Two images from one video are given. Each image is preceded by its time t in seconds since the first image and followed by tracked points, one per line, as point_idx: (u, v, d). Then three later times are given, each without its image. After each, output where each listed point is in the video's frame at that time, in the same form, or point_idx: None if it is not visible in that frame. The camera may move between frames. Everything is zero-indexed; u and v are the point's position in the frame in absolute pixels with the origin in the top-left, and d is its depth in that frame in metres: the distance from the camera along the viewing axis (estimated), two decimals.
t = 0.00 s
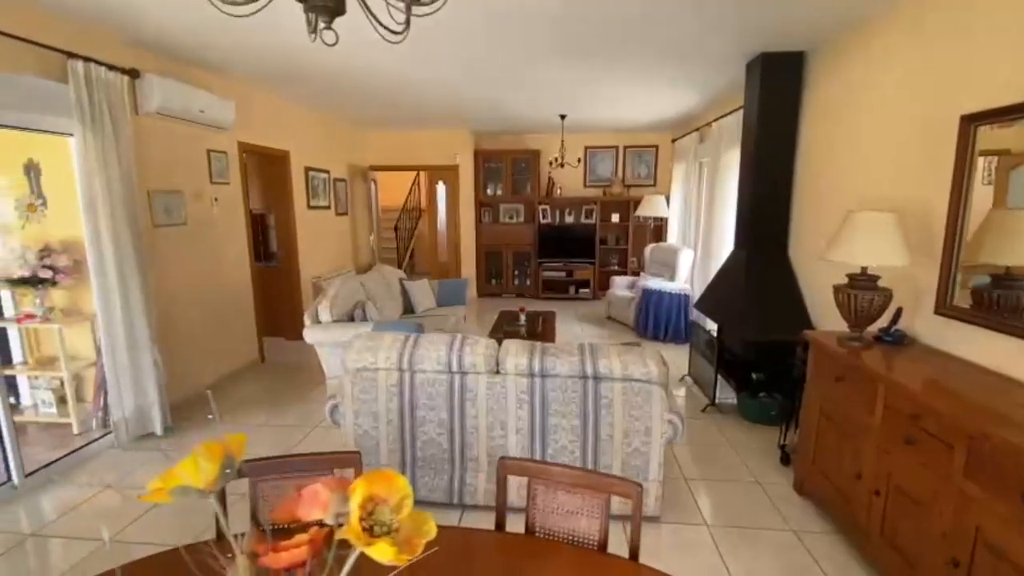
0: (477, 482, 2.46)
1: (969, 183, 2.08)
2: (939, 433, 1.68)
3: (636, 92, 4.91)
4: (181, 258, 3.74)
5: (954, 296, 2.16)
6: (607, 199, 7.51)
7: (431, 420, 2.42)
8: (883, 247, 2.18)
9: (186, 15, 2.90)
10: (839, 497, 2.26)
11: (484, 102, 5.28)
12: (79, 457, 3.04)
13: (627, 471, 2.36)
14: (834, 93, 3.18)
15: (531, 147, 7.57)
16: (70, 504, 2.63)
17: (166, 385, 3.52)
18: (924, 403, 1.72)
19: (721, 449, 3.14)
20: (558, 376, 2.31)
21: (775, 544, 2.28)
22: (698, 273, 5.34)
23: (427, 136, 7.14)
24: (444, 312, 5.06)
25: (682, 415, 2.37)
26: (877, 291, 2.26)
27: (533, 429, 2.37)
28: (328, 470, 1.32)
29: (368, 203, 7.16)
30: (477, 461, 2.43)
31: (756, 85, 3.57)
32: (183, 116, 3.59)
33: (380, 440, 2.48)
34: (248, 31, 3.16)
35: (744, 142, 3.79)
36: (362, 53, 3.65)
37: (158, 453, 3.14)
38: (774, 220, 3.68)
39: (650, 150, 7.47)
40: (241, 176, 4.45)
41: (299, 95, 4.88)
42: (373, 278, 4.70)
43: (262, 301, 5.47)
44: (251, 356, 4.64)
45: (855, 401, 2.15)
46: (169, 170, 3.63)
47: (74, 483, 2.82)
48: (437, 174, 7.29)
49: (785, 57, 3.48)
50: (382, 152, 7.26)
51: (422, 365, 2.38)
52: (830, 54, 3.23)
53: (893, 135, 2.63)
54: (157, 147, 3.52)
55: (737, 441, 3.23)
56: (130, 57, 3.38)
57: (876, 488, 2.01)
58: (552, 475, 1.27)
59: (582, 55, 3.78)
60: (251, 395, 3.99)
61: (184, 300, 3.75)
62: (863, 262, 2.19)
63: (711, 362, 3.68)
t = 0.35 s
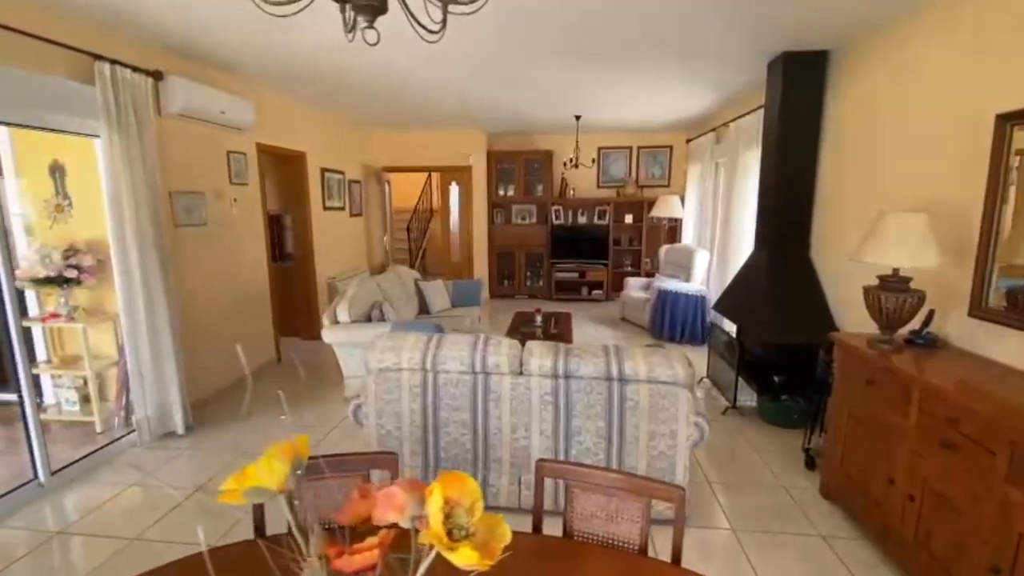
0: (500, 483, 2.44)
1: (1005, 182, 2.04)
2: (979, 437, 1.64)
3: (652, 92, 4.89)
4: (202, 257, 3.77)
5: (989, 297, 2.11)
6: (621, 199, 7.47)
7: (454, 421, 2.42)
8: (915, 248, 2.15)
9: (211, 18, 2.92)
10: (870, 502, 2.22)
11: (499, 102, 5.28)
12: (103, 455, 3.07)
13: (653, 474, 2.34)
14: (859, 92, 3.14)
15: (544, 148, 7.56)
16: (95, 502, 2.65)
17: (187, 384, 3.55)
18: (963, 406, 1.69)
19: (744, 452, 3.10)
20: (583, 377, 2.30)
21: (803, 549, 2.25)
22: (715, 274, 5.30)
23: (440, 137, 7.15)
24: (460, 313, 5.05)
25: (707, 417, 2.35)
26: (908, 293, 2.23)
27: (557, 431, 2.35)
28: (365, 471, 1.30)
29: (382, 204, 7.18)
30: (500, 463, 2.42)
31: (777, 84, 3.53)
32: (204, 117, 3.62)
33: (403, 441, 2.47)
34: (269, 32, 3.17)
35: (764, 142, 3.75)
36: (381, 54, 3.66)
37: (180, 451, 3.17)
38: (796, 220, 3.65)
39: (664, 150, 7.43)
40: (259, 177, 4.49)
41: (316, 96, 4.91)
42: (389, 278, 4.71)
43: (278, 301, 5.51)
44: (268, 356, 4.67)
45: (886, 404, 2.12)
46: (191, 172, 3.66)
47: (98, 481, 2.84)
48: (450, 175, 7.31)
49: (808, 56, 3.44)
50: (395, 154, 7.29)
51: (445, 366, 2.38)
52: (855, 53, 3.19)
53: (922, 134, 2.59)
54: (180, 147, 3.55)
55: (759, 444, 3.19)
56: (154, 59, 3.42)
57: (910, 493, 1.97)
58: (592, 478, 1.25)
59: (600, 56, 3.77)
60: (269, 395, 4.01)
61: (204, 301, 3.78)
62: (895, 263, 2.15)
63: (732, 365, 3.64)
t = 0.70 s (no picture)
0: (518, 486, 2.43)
1: None
2: (1013, 442, 1.61)
3: (666, 93, 4.86)
4: (217, 258, 3.78)
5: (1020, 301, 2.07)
6: (631, 200, 7.44)
7: (472, 423, 2.41)
8: (942, 250, 2.12)
9: (231, 20, 2.94)
10: (896, 508, 2.19)
11: (511, 104, 5.27)
12: (121, 454, 3.09)
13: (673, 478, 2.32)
14: (880, 92, 3.10)
15: (555, 149, 7.54)
16: (114, 502, 2.65)
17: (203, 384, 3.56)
18: (996, 411, 1.66)
19: (763, 456, 3.06)
20: (603, 380, 2.28)
21: (827, 555, 2.22)
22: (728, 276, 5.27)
23: (451, 139, 7.15)
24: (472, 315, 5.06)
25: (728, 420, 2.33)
26: (936, 296, 2.19)
27: (576, 434, 2.33)
28: (399, 474, 1.30)
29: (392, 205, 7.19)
30: (519, 466, 2.41)
31: (795, 84, 3.50)
32: (221, 120, 3.63)
33: (421, 443, 2.46)
34: (286, 34, 3.17)
35: (781, 143, 3.72)
36: (397, 56, 3.66)
37: (197, 452, 3.17)
38: (814, 222, 3.61)
39: (675, 150, 7.39)
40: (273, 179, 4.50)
41: (329, 98, 4.92)
42: (402, 279, 4.72)
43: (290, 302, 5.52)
44: (282, 357, 4.68)
45: (913, 408, 2.09)
46: (207, 173, 3.68)
47: (116, 481, 2.85)
48: (461, 177, 7.31)
49: (826, 56, 3.41)
50: (406, 155, 7.30)
51: (464, 367, 2.37)
52: (875, 52, 3.15)
53: (946, 135, 2.56)
54: (196, 149, 3.57)
55: (778, 448, 3.16)
56: (172, 61, 3.43)
57: (939, 499, 1.94)
58: (626, 484, 1.24)
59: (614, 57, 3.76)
60: (283, 395, 4.02)
61: (219, 303, 3.79)
62: (921, 266, 2.12)
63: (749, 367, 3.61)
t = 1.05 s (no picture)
0: (539, 489, 2.40)
1: None
2: None
3: (679, 93, 4.83)
4: (232, 259, 3.78)
5: None
6: (642, 201, 7.40)
7: (493, 424, 2.39)
8: (974, 251, 2.08)
9: (249, 20, 2.94)
10: (926, 514, 2.15)
11: (523, 104, 5.25)
12: (139, 455, 3.08)
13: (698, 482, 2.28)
14: (903, 91, 3.06)
15: (565, 150, 7.52)
16: (132, 503, 2.65)
17: (219, 385, 3.56)
18: None
19: (784, 459, 3.02)
20: (626, 382, 2.25)
21: (855, 560, 2.18)
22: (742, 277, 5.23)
23: (461, 140, 7.15)
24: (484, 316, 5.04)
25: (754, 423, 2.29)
26: (968, 297, 2.16)
27: (599, 437, 2.31)
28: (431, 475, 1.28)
29: (402, 206, 7.19)
30: (540, 468, 2.38)
31: (815, 83, 3.47)
32: (237, 121, 3.64)
33: (441, 445, 2.44)
34: (304, 34, 3.17)
35: (800, 143, 3.69)
36: (412, 56, 3.65)
37: (214, 453, 3.16)
38: (833, 224, 3.58)
39: (686, 151, 7.35)
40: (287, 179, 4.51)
41: (341, 99, 4.92)
42: (415, 280, 4.72)
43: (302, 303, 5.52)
44: (294, 357, 4.68)
45: (945, 411, 2.05)
46: (223, 174, 3.68)
47: (135, 481, 2.85)
48: (471, 178, 7.30)
49: (847, 55, 3.37)
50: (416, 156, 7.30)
51: (485, 368, 2.35)
52: (898, 51, 3.11)
53: (975, 133, 2.52)
54: (213, 150, 3.57)
55: (799, 451, 3.12)
56: (190, 62, 3.44)
57: (973, 505, 1.90)
58: (666, 488, 1.21)
59: (630, 57, 3.73)
60: (297, 396, 4.01)
61: (234, 302, 3.79)
62: (953, 267, 2.08)
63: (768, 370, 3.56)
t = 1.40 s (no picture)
0: (563, 491, 2.39)
1: None
2: None
3: (694, 94, 4.81)
4: (249, 259, 3.78)
5: None
6: (652, 202, 7.37)
7: (517, 426, 2.37)
8: (1007, 251, 2.05)
9: (271, 22, 2.95)
10: (958, 518, 2.12)
11: (536, 104, 5.25)
12: (158, 455, 3.09)
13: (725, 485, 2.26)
14: (926, 91, 3.04)
15: (575, 151, 7.51)
16: (153, 504, 2.65)
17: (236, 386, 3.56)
18: None
19: (806, 462, 2.99)
20: (652, 384, 2.23)
21: (885, 564, 2.16)
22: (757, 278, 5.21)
23: (471, 141, 7.15)
24: (498, 317, 5.03)
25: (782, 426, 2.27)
26: (999, 299, 2.13)
27: (624, 439, 2.29)
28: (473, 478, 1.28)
29: (412, 207, 7.18)
30: (564, 470, 2.36)
31: (836, 83, 3.44)
32: (254, 122, 3.64)
33: (464, 446, 2.43)
34: (325, 35, 3.17)
35: (819, 143, 3.66)
36: (429, 57, 3.65)
37: (232, 454, 3.16)
38: (853, 225, 3.55)
39: (697, 152, 7.32)
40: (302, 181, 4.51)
41: (355, 100, 4.93)
42: (429, 280, 4.71)
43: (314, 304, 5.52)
44: (307, 358, 4.68)
45: (978, 414, 2.03)
46: (240, 175, 3.69)
47: (155, 482, 2.85)
48: (481, 179, 7.29)
49: (868, 55, 3.35)
50: (426, 157, 7.30)
51: (508, 369, 2.34)
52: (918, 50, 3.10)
53: (1004, 133, 2.50)
54: (231, 151, 3.58)
55: (821, 454, 3.09)
56: (209, 63, 3.46)
57: (1009, 509, 1.88)
58: (714, 492, 1.20)
59: (647, 58, 3.73)
60: (312, 397, 4.01)
61: (250, 303, 3.79)
62: (986, 268, 2.06)
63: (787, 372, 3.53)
